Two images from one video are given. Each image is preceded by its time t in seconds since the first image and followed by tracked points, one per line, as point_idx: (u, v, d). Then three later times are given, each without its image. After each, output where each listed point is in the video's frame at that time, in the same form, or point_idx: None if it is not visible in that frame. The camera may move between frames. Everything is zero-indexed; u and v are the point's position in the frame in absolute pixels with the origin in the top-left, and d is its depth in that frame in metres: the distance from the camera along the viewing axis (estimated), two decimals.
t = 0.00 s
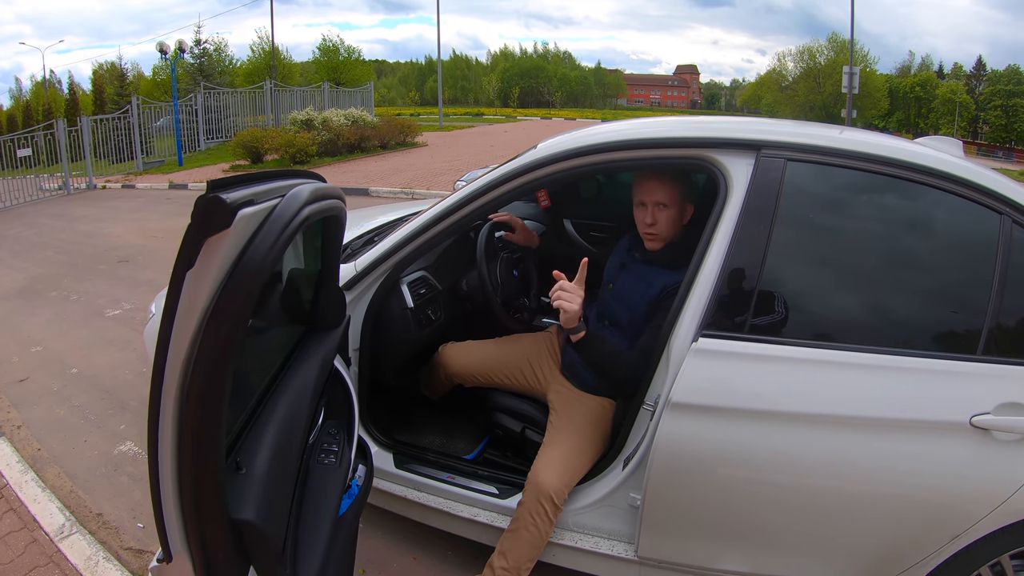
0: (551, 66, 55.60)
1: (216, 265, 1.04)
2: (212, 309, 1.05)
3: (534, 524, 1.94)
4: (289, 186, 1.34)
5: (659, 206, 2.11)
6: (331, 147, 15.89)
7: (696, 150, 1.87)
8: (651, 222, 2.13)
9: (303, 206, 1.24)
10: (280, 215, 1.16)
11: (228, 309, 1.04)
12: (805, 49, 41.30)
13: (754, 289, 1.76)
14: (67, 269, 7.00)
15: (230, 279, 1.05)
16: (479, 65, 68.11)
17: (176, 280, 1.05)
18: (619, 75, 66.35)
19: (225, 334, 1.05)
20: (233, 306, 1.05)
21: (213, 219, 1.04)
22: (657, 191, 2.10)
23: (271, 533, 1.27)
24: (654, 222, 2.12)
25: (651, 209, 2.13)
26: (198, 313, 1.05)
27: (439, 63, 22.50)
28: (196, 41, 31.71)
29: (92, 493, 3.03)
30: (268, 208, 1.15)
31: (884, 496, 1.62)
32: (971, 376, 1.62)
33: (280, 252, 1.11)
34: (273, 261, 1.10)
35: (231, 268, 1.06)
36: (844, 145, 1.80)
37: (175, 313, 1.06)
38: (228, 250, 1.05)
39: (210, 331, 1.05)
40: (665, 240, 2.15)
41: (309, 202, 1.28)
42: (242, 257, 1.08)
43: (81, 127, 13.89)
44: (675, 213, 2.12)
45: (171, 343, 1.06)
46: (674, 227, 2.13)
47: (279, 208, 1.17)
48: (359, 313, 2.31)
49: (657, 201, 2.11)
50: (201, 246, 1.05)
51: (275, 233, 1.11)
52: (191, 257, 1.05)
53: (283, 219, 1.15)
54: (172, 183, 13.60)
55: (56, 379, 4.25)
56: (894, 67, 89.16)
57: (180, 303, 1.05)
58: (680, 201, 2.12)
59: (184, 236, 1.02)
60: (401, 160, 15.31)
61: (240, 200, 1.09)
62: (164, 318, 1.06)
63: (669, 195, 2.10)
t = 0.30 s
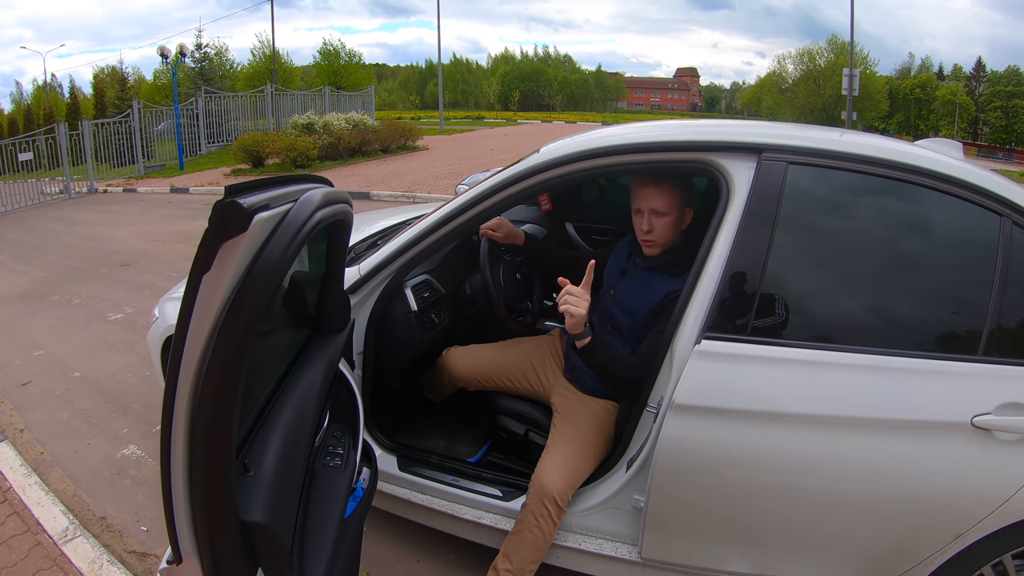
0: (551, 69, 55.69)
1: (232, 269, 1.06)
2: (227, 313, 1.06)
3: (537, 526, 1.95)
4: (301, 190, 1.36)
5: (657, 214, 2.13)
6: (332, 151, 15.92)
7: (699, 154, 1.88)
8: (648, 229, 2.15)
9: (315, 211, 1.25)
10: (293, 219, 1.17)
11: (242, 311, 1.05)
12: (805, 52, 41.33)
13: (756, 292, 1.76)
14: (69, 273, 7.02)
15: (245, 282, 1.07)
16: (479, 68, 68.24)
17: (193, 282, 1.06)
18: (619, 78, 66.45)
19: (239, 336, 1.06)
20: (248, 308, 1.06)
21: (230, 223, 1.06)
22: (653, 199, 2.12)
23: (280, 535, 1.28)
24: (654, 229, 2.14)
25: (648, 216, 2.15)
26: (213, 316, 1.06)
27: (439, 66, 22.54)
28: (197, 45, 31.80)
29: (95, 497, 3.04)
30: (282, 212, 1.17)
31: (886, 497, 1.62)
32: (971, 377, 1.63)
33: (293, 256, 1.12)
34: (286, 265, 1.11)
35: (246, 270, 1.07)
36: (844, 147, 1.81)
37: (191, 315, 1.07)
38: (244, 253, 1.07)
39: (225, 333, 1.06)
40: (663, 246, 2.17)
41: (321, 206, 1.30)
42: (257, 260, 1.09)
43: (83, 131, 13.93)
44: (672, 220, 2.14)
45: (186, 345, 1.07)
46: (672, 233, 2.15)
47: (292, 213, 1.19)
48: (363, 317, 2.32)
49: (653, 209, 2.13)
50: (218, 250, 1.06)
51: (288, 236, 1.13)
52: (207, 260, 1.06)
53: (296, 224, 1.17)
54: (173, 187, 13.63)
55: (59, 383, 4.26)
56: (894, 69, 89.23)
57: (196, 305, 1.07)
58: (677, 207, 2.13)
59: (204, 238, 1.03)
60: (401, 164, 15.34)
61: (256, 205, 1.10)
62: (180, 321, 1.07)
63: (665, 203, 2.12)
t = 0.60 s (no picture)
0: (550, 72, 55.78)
1: (236, 272, 1.06)
2: (232, 316, 1.07)
3: (539, 528, 1.95)
4: (305, 194, 1.36)
5: (647, 222, 2.14)
6: (332, 156, 15.95)
7: (699, 156, 1.89)
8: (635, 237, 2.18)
9: (317, 214, 1.26)
10: (297, 223, 1.18)
11: (246, 315, 1.06)
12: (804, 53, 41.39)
13: (756, 293, 1.77)
14: (70, 278, 7.02)
15: (250, 285, 1.07)
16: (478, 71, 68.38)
17: (198, 285, 1.07)
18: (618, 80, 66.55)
19: (244, 339, 1.06)
20: (252, 311, 1.06)
21: (235, 226, 1.06)
22: (640, 207, 2.15)
23: (283, 537, 1.28)
24: (647, 238, 2.15)
25: (636, 224, 2.18)
26: (218, 318, 1.06)
27: (439, 70, 22.60)
28: (196, 50, 31.85)
29: (97, 501, 3.04)
30: (286, 216, 1.18)
31: (887, 496, 1.63)
32: (972, 376, 1.64)
33: (297, 260, 1.13)
34: (291, 267, 1.12)
35: (251, 274, 1.08)
36: (845, 148, 1.82)
37: (196, 318, 1.07)
38: (248, 257, 1.07)
39: (230, 335, 1.06)
40: (652, 253, 2.18)
41: (323, 210, 1.31)
42: (262, 264, 1.09)
43: (83, 136, 13.95)
44: (659, 228, 2.14)
45: (191, 348, 1.07)
46: (659, 241, 2.16)
47: (295, 217, 1.19)
48: (364, 320, 2.32)
49: (640, 217, 2.16)
50: (223, 253, 1.07)
51: (292, 240, 1.14)
52: (211, 264, 1.07)
53: (299, 227, 1.17)
54: (173, 192, 13.65)
55: (60, 388, 4.26)
56: (893, 70, 89.35)
57: (201, 308, 1.07)
58: (665, 215, 2.14)
59: (209, 241, 1.04)
60: (401, 168, 15.36)
61: (260, 208, 1.11)
62: (185, 323, 1.07)
63: (651, 211, 2.13)
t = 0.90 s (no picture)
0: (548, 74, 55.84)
1: (235, 273, 1.06)
2: (231, 317, 1.07)
3: (540, 529, 1.95)
4: (303, 195, 1.37)
5: (643, 220, 2.15)
6: (330, 158, 15.95)
7: (697, 156, 1.89)
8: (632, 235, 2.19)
9: (315, 215, 1.26)
10: (296, 224, 1.19)
11: (245, 315, 1.06)
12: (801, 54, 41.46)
13: (755, 293, 1.77)
14: (69, 282, 7.02)
15: (249, 286, 1.07)
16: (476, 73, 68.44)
17: (197, 286, 1.07)
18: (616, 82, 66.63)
19: (243, 340, 1.07)
20: (252, 312, 1.06)
21: (234, 228, 1.06)
22: (637, 206, 2.16)
23: (283, 538, 1.28)
24: (643, 235, 2.16)
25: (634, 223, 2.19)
26: (217, 319, 1.06)
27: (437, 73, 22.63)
28: (194, 54, 31.87)
29: (97, 504, 3.04)
30: (284, 216, 1.18)
31: (887, 496, 1.63)
32: (972, 374, 1.64)
33: (297, 261, 1.14)
34: (289, 269, 1.12)
35: (249, 275, 1.08)
36: (842, 148, 1.82)
37: (195, 319, 1.07)
38: (247, 258, 1.07)
39: (229, 337, 1.06)
40: (649, 252, 2.18)
41: (322, 211, 1.31)
42: (260, 265, 1.09)
43: (81, 140, 13.96)
44: (655, 227, 2.14)
45: (190, 350, 1.07)
46: (655, 240, 2.16)
47: (294, 217, 1.20)
48: (364, 322, 2.33)
49: (637, 216, 2.17)
50: (222, 254, 1.07)
51: (291, 241, 1.14)
52: (210, 265, 1.07)
53: (298, 228, 1.18)
54: (172, 196, 13.65)
55: (60, 391, 4.26)
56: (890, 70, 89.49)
57: (200, 309, 1.07)
58: (660, 215, 2.13)
59: (209, 242, 1.04)
60: (400, 170, 15.37)
61: (258, 209, 1.11)
62: (185, 324, 1.07)
63: (648, 210, 2.14)
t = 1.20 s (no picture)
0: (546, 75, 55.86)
1: (232, 273, 1.06)
2: (228, 317, 1.06)
3: (540, 530, 1.95)
4: (301, 195, 1.37)
5: (640, 222, 2.15)
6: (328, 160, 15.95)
7: (695, 156, 1.89)
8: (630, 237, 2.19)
9: (313, 215, 1.26)
10: (293, 223, 1.18)
11: (243, 315, 1.06)
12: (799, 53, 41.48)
13: (753, 292, 1.77)
14: (68, 285, 7.01)
15: (247, 286, 1.07)
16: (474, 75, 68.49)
17: (195, 286, 1.07)
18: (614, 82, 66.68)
19: (242, 339, 1.06)
20: (250, 312, 1.06)
21: (231, 227, 1.06)
22: (634, 208, 2.16)
23: (283, 539, 1.28)
24: (641, 237, 2.16)
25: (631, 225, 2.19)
26: (215, 318, 1.06)
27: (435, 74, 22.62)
28: (192, 56, 31.87)
29: (97, 507, 3.03)
30: (281, 216, 1.18)
31: (888, 494, 1.63)
32: (971, 372, 1.64)
33: (294, 260, 1.13)
34: (287, 268, 1.12)
35: (247, 274, 1.08)
36: (840, 147, 1.82)
37: (193, 320, 1.07)
38: (245, 257, 1.07)
39: (227, 337, 1.06)
40: (647, 253, 2.19)
41: (320, 211, 1.31)
42: (258, 265, 1.09)
43: (79, 143, 13.95)
44: (652, 229, 2.15)
45: (188, 350, 1.07)
46: (653, 241, 2.16)
47: (291, 217, 1.20)
48: (362, 323, 2.32)
49: (634, 218, 2.17)
50: (219, 253, 1.07)
51: (289, 240, 1.14)
52: (207, 265, 1.06)
53: (296, 228, 1.18)
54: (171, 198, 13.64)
55: (59, 394, 4.26)
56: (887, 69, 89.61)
57: (198, 309, 1.07)
58: (657, 216, 2.13)
59: (206, 241, 1.04)
60: (398, 172, 15.37)
61: (255, 209, 1.11)
62: (182, 325, 1.07)
63: (645, 212, 2.14)
